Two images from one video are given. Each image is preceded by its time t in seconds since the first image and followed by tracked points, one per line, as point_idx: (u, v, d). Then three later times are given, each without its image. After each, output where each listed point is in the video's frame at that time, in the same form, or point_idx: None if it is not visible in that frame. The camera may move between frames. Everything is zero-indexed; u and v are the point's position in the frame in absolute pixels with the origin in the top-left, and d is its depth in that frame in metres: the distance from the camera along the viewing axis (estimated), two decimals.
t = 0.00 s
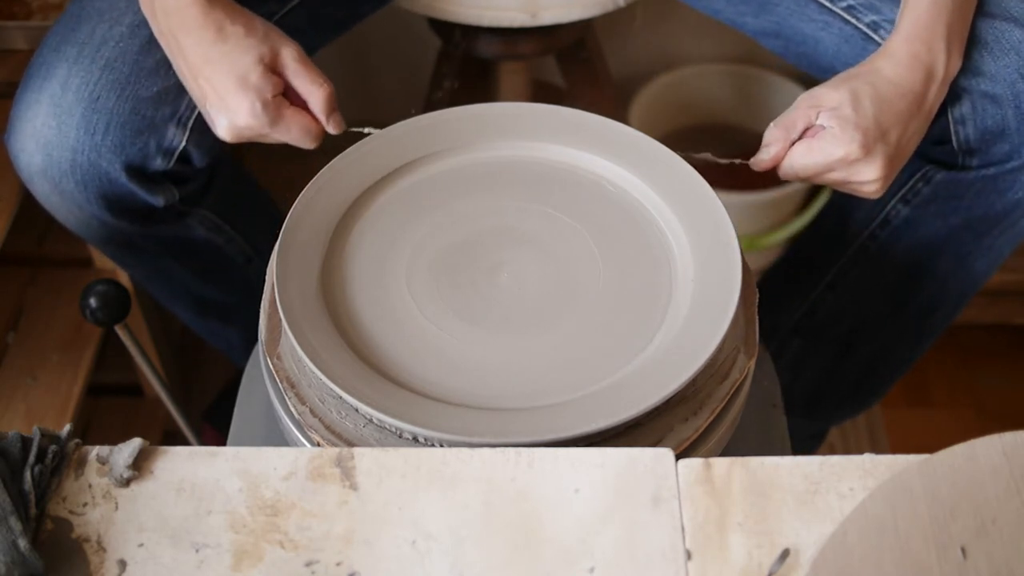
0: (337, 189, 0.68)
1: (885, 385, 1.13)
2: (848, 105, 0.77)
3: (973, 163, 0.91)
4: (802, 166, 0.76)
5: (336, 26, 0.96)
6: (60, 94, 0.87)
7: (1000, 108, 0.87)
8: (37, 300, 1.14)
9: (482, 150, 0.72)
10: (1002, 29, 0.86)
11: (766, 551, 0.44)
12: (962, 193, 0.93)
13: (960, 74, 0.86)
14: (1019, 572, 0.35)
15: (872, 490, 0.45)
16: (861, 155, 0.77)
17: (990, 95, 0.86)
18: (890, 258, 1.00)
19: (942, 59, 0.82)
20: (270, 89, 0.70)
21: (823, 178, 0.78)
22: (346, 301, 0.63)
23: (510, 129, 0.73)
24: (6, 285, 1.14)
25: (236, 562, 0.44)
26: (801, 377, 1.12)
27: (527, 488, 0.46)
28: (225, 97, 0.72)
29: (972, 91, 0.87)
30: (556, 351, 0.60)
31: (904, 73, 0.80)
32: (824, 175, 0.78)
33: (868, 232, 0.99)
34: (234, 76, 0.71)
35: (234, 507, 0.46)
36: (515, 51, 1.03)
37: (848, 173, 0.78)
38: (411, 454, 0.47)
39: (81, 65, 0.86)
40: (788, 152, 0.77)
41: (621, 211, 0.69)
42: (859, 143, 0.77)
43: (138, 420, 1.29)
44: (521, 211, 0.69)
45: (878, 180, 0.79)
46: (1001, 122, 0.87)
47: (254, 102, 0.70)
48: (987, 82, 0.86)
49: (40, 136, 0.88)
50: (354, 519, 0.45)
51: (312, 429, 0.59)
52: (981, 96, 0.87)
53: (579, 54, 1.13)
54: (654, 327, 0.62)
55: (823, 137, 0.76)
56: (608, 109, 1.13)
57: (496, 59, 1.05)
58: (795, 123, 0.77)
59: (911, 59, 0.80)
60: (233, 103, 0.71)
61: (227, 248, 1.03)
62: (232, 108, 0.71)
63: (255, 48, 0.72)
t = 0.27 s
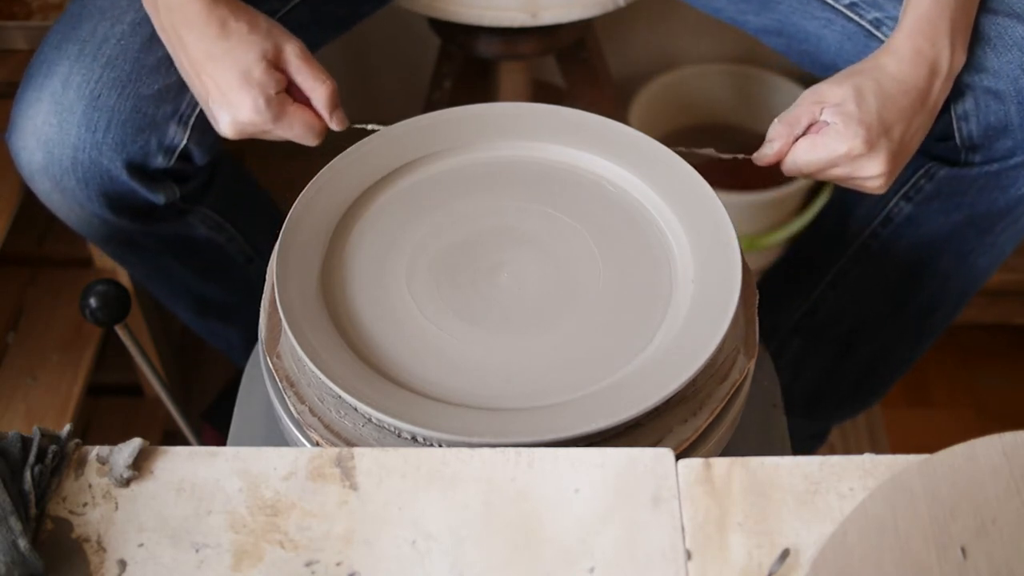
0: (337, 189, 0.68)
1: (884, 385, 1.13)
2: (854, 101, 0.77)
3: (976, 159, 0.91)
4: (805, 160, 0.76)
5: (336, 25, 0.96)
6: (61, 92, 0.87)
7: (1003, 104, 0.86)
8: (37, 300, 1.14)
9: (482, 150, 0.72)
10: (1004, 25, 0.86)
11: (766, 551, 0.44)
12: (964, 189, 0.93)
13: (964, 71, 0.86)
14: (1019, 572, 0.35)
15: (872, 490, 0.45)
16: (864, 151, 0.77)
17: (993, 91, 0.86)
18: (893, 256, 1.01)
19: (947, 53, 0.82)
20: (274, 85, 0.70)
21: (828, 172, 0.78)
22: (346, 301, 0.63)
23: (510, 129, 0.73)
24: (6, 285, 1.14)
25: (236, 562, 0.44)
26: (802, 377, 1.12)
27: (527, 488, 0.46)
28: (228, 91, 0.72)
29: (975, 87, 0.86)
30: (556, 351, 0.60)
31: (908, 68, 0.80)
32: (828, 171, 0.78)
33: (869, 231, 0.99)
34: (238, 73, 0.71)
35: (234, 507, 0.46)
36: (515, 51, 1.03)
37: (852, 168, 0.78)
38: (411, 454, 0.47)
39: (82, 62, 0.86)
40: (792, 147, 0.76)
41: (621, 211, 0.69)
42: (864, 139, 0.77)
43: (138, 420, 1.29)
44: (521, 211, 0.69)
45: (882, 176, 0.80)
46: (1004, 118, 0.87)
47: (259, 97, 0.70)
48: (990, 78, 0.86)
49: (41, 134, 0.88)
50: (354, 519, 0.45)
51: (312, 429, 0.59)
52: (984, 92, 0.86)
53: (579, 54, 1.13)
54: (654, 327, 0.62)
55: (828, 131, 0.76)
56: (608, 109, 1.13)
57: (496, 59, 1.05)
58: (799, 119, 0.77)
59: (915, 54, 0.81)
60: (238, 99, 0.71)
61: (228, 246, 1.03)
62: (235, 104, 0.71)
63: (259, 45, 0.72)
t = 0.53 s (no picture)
0: (337, 189, 0.68)
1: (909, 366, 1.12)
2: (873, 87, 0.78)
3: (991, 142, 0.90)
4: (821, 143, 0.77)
5: (337, 25, 0.96)
6: (63, 95, 0.87)
7: (1019, 85, 0.86)
8: (37, 300, 1.14)
9: (482, 150, 0.72)
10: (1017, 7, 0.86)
11: (766, 551, 0.44)
12: (980, 171, 0.92)
13: (985, 53, 0.85)
14: (1019, 572, 0.35)
15: (872, 490, 0.45)
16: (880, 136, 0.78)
17: (1008, 73, 0.85)
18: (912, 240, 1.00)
19: (969, 36, 0.81)
20: (298, 62, 0.70)
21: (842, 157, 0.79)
22: (346, 301, 0.63)
23: (510, 129, 0.73)
24: (6, 285, 1.14)
25: (236, 562, 0.44)
26: (820, 364, 1.13)
27: (527, 488, 0.46)
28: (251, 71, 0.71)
29: (990, 70, 0.86)
30: (556, 351, 0.60)
31: (926, 54, 0.80)
32: (844, 156, 0.79)
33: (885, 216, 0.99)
34: (261, 50, 0.70)
35: (234, 507, 0.46)
36: (515, 51, 1.03)
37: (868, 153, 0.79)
38: (410, 454, 0.47)
39: (84, 65, 0.86)
40: (808, 134, 0.78)
41: (621, 211, 0.69)
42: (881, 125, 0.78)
43: (137, 420, 1.29)
44: (522, 211, 0.69)
45: (899, 159, 0.80)
46: (1019, 99, 0.86)
47: (285, 75, 0.69)
48: (1004, 60, 0.85)
49: (42, 136, 0.88)
50: (354, 519, 0.45)
51: (312, 429, 0.59)
52: (998, 74, 0.86)
53: (579, 54, 1.13)
54: (654, 327, 0.62)
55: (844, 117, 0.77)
56: (608, 109, 1.13)
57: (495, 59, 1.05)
58: (817, 106, 0.78)
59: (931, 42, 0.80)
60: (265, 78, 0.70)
61: (229, 248, 1.03)
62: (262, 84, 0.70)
63: (278, 21, 0.71)
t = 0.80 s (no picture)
0: (336, 189, 0.68)
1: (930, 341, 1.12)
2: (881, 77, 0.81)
3: (1015, 110, 0.88)
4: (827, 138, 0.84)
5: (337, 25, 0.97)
6: (73, 99, 0.87)
7: None
8: (37, 300, 1.14)
9: (482, 150, 0.72)
10: None
11: (766, 551, 0.44)
12: (1007, 138, 0.91)
13: (1007, 21, 0.85)
14: (1019, 571, 0.35)
15: (872, 490, 0.45)
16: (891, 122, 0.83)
17: None
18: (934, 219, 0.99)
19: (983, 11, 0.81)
20: None
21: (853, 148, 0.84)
22: (346, 301, 0.63)
23: (510, 129, 0.73)
24: (6, 285, 1.14)
25: (236, 562, 0.44)
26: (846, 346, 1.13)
27: (527, 488, 0.46)
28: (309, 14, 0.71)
29: (1012, 38, 0.85)
30: (556, 351, 0.60)
31: (934, 39, 0.81)
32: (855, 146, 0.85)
33: (909, 191, 0.98)
34: None
35: (234, 507, 0.46)
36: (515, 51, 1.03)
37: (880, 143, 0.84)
38: (410, 454, 0.47)
39: (95, 69, 0.86)
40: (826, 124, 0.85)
41: (621, 212, 0.69)
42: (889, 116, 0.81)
43: (137, 420, 1.29)
44: (522, 211, 0.69)
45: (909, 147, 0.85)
46: None
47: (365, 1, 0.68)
48: None
49: (51, 140, 0.88)
50: (354, 519, 0.45)
51: (312, 428, 0.59)
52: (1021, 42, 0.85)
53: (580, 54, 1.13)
54: (655, 327, 0.62)
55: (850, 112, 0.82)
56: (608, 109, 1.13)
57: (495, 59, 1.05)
58: (834, 97, 0.83)
59: (931, 30, 0.81)
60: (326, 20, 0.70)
61: (230, 250, 1.04)
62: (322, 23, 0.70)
63: None
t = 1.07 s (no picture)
0: (336, 189, 0.68)
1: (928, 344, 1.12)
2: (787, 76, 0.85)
3: (1013, 115, 0.88)
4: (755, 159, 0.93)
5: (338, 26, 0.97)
6: (78, 97, 0.87)
7: None
8: (37, 300, 1.14)
9: (482, 150, 0.72)
10: None
11: (766, 551, 0.44)
12: (1006, 142, 0.90)
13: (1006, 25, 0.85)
14: (1019, 572, 0.34)
15: (872, 490, 0.45)
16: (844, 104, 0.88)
17: None
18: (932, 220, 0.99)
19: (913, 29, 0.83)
20: None
21: (784, 146, 0.89)
22: (346, 301, 0.63)
23: (509, 129, 0.73)
24: (6, 285, 1.14)
25: (236, 562, 0.44)
26: (845, 348, 1.13)
27: (527, 488, 0.46)
28: None
29: (1011, 41, 0.85)
30: (556, 351, 0.60)
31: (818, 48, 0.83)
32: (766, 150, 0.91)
33: (907, 193, 0.99)
34: None
35: (234, 507, 0.46)
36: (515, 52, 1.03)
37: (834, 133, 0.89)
38: (410, 454, 0.47)
39: (100, 67, 0.86)
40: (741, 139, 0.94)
41: (621, 212, 0.69)
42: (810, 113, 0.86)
43: (137, 420, 1.29)
44: (522, 211, 0.69)
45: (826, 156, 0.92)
46: None
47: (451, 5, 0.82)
48: None
49: (55, 138, 0.88)
50: (354, 519, 0.45)
51: (312, 428, 0.59)
52: (1020, 44, 0.85)
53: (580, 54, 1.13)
54: (655, 326, 0.62)
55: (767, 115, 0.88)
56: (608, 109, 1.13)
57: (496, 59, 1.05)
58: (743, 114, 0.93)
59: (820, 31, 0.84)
60: None
61: (235, 249, 1.04)
62: None
63: None
